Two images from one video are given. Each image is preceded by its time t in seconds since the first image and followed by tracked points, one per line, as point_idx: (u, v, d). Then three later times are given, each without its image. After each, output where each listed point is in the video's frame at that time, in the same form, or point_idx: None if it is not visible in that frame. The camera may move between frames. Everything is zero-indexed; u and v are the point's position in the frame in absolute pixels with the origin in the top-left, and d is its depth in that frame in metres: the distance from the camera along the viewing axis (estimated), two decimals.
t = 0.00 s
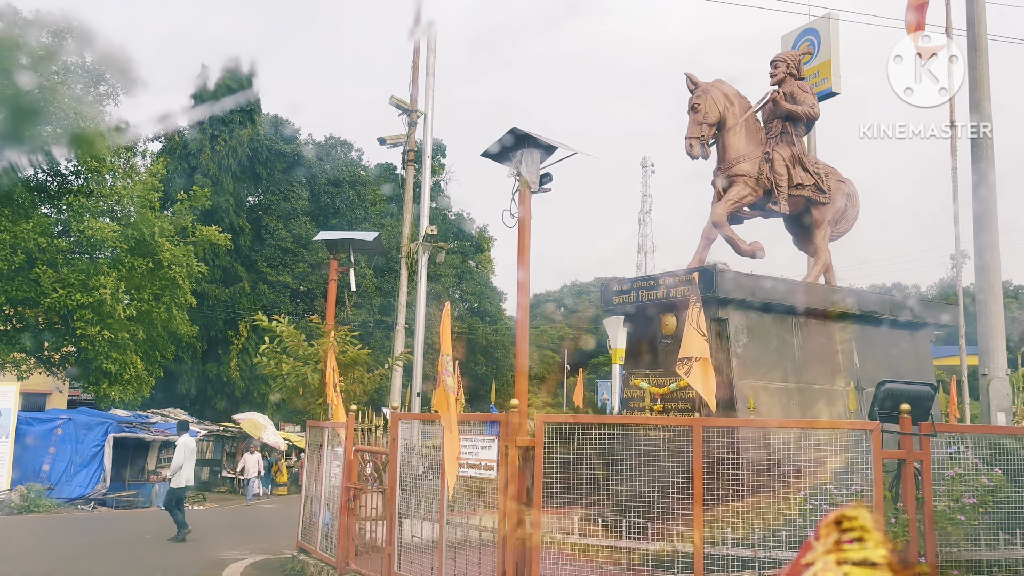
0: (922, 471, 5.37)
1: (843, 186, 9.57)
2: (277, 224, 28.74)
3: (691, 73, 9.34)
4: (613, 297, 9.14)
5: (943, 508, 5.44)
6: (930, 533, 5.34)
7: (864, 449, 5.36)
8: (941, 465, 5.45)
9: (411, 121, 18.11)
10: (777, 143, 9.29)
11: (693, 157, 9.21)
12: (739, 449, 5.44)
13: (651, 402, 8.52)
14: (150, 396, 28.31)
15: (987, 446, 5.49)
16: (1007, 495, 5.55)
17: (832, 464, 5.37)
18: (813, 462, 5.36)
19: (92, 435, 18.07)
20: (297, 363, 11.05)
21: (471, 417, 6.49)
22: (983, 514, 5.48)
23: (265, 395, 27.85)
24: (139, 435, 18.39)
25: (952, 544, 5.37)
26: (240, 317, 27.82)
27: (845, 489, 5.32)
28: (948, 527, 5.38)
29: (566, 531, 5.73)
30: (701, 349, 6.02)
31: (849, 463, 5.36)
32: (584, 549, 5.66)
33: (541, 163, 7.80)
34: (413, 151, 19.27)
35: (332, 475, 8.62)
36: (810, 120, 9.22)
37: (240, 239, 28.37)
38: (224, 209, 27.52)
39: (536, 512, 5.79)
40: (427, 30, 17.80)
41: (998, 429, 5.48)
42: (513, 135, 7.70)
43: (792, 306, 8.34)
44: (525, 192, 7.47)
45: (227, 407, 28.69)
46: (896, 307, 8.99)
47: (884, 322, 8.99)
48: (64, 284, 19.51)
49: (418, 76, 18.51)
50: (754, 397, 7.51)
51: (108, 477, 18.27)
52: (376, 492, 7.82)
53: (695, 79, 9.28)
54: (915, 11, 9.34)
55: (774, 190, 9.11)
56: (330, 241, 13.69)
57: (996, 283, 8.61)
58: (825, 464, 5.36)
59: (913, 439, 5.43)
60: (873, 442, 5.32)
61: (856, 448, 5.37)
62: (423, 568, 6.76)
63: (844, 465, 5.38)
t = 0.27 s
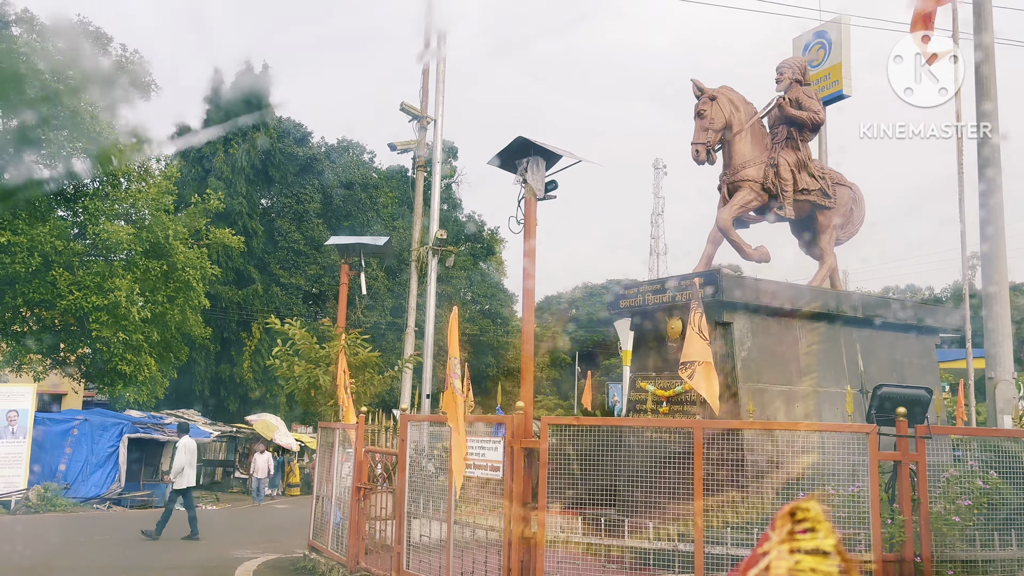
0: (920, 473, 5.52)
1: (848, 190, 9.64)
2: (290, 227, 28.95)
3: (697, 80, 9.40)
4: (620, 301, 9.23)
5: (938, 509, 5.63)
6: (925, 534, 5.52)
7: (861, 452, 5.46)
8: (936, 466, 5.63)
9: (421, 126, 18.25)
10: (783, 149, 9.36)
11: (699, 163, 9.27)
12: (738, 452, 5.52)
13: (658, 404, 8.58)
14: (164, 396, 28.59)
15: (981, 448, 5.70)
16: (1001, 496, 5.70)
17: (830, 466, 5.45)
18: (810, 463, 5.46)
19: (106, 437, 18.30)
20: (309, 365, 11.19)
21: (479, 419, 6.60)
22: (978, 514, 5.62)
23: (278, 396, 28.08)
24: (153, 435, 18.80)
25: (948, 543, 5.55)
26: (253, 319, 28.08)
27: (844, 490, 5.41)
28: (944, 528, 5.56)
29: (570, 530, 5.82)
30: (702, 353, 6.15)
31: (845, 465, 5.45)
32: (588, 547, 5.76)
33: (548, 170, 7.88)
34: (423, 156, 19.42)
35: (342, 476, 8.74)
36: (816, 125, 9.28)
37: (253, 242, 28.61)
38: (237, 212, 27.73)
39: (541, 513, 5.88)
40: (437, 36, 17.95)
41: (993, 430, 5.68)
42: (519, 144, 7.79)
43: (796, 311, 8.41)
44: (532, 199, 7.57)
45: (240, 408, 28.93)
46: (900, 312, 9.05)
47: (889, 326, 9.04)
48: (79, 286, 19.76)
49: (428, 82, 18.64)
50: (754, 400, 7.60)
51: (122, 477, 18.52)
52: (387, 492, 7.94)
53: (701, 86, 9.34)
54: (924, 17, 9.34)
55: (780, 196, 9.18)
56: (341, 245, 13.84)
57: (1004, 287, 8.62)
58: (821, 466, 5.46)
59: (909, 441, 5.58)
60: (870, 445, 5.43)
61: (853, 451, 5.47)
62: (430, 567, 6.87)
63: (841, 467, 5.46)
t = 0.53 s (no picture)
0: (929, 478, 5.53)
1: (863, 197, 9.66)
2: (309, 233, 29.24)
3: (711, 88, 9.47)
4: (635, 307, 9.30)
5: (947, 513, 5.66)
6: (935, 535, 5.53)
7: (870, 457, 5.49)
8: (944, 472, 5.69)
9: (439, 135, 18.42)
10: (798, 156, 9.40)
11: (714, 171, 9.33)
12: (748, 457, 5.57)
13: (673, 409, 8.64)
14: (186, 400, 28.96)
15: (995, 452, 5.78)
16: (1012, 500, 5.72)
17: (839, 471, 5.49)
18: (820, 468, 5.51)
19: (130, 440, 18.56)
20: (329, 370, 11.35)
21: (495, 423, 6.70)
22: (987, 519, 5.67)
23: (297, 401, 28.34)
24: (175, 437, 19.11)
25: (959, 548, 5.55)
26: (273, 324, 28.39)
27: (854, 493, 5.45)
28: (953, 532, 5.58)
29: (585, 531, 5.94)
30: (714, 359, 6.26)
31: (855, 470, 5.49)
32: (601, 548, 5.86)
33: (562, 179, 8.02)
34: (441, 163, 19.59)
35: (362, 479, 8.88)
36: (830, 133, 9.32)
37: (273, 248, 28.93)
38: (258, 218, 28.06)
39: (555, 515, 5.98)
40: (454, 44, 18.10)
41: (1005, 437, 5.72)
42: (534, 154, 7.91)
43: (811, 317, 8.43)
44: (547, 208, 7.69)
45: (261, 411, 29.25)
46: (914, 317, 9.05)
47: (903, 332, 9.06)
48: (103, 292, 20.09)
49: (446, 89, 18.81)
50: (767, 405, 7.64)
51: (145, 480, 18.78)
52: (405, 495, 8.05)
53: (716, 94, 9.42)
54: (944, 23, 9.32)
55: (794, 203, 9.23)
56: (361, 251, 14.01)
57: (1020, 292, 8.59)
58: (831, 470, 5.51)
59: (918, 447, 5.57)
60: (878, 450, 5.44)
61: (862, 456, 5.50)
62: (448, 568, 6.98)
63: (851, 472, 5.50)
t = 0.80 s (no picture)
0: (942, 486, 5.55)
1: (879, 204, 9.64)
2: (329, 240, 29.49)
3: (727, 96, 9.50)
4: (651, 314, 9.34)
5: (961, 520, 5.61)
6: (946, 543, 5.53)
7: (883, 464, 5.53)
8: (960, 478, 5.64)
9: (457, 145, 18.56)
10: (813, 164, 9.41)
11: (729, 179, 9.36)
12: (763, 463, 5.61)
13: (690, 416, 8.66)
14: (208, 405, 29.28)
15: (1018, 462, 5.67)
16: None
17: (853, 478, 5.53)
18: (834, 474, 5.54)
19: (152, 446, 18.92)
20: (349, 377, 11.49)
21: (513, 430, 6.76)
22: (1001, 526, 5.61)
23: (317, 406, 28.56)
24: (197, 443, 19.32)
25: (970, 556, 5.55)
26: (293, 330, 28.65)
27: (868, 500, 5.49)
28: (966, 538, 5.57)
29: (602, 537, 5.98)
30: (727, 367, 6.24)
31: (868, 477, 5.53)
32: (618, 554, 5.91)
33: (578, 190, 8.12)
34: (458, 170, 19.72)
35: (381, 485, 8.98)
36: (846, 140, 9.32)
37: (293, 255, 29.22)
38: (278, 225, 28.36)
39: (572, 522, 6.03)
40: (472, 55, 18.25)
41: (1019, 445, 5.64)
42: (550, 164, 8.00)
43: (827, 324, 8.42)
44: (562, 218, 7.78)
45: (281, 417, 29.52)
46: (932, 324, 9.00)
47: (920, 339, 9.01)
48: (127, 299, 20.35)
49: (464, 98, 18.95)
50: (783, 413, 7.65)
51: (168, 485, 19.08)
52: (424, 501, 8.14)
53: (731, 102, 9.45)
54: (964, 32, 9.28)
55: (810, 210, 9.24)
56: (380, 259, 14.16)
57: None
58: (845, 477, 5.54)
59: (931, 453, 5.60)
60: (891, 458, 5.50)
61: (875, 463, 5.55)
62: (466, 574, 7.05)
63: (864, 479, 5.54)
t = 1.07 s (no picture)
0: (953, 494, 5.54)
1: (893, 211, 9.66)
2: (347, 247, 29.70)
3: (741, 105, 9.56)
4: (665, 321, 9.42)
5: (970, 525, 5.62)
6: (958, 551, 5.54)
7: (894, 470, 5.57)
8: (969, 484, 5.67)
9: (473, 155, 18.72)
10: (827, 172, 9.45)
11: (743, 186, 9.40)
12: (775, 470, 5.66)
13: (704, 422, 8.70)
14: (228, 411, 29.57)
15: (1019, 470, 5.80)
16: None
17: (863, 484, 5.58)
18: (845, 480, 5.59)
19: (174, 450, 19.16)
20: (368, 384, 11.61)
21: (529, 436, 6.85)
22: (1009, 532, 5.69)
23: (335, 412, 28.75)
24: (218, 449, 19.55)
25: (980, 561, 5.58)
26: (311, 336, 28.89)
27: (879, 507, 5.53)
28: (976, 545, 5.58)
29: (616, 542, 6.04)
30: (736, 375, 6.26)
31: (878, 484, 5.57)
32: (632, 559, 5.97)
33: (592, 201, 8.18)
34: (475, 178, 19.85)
35: (400, 490, 9.09)
36: (859, 148, 9.36)
37: (312, 262, 29.48)
38: (297, 233, 28.64)
39: (586, 528, 6.09)
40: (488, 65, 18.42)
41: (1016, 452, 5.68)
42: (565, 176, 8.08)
43: (841, 331, 8.45)
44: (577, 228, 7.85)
45: (300, 422, 29.76)
46: (947, 331, 9.00)
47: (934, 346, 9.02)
48: (148, 306, 20.66)
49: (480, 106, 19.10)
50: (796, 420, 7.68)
51: (190, 490, 19.29)
52: (443, 506, 8.24)
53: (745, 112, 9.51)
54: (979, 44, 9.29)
55: (824, 218, 9.28)
56: (398, 268, 14.33)
57: None
58: (855, 483, 5.59)
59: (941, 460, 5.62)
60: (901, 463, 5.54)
61: (886, 469, 5.59)
62: None
63: (875, 485, 5.58)
